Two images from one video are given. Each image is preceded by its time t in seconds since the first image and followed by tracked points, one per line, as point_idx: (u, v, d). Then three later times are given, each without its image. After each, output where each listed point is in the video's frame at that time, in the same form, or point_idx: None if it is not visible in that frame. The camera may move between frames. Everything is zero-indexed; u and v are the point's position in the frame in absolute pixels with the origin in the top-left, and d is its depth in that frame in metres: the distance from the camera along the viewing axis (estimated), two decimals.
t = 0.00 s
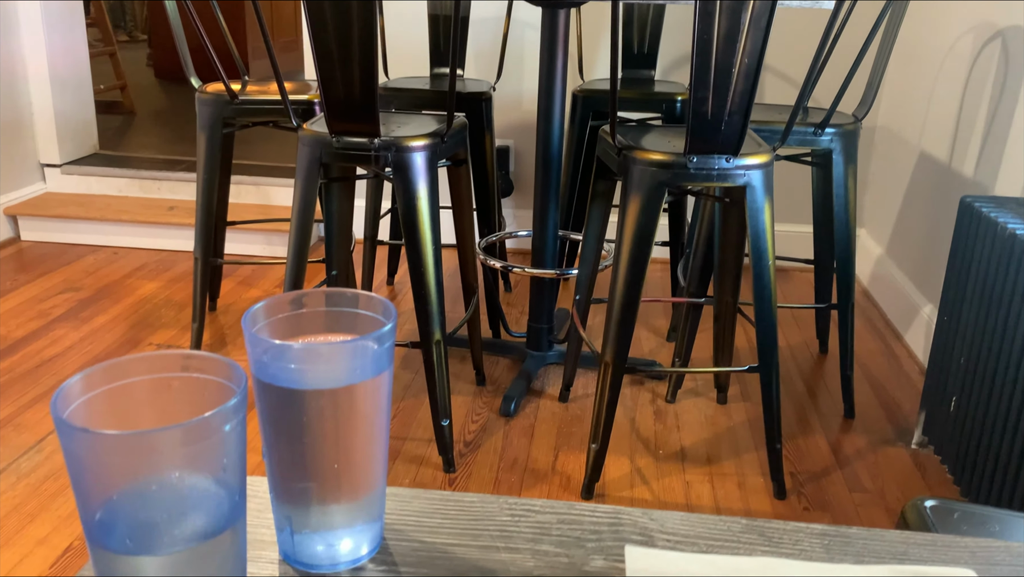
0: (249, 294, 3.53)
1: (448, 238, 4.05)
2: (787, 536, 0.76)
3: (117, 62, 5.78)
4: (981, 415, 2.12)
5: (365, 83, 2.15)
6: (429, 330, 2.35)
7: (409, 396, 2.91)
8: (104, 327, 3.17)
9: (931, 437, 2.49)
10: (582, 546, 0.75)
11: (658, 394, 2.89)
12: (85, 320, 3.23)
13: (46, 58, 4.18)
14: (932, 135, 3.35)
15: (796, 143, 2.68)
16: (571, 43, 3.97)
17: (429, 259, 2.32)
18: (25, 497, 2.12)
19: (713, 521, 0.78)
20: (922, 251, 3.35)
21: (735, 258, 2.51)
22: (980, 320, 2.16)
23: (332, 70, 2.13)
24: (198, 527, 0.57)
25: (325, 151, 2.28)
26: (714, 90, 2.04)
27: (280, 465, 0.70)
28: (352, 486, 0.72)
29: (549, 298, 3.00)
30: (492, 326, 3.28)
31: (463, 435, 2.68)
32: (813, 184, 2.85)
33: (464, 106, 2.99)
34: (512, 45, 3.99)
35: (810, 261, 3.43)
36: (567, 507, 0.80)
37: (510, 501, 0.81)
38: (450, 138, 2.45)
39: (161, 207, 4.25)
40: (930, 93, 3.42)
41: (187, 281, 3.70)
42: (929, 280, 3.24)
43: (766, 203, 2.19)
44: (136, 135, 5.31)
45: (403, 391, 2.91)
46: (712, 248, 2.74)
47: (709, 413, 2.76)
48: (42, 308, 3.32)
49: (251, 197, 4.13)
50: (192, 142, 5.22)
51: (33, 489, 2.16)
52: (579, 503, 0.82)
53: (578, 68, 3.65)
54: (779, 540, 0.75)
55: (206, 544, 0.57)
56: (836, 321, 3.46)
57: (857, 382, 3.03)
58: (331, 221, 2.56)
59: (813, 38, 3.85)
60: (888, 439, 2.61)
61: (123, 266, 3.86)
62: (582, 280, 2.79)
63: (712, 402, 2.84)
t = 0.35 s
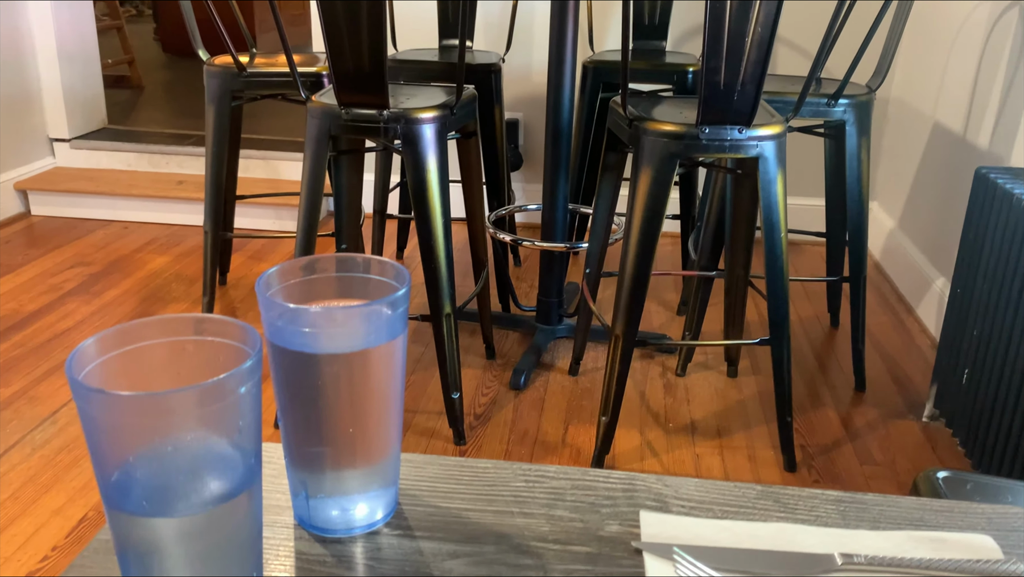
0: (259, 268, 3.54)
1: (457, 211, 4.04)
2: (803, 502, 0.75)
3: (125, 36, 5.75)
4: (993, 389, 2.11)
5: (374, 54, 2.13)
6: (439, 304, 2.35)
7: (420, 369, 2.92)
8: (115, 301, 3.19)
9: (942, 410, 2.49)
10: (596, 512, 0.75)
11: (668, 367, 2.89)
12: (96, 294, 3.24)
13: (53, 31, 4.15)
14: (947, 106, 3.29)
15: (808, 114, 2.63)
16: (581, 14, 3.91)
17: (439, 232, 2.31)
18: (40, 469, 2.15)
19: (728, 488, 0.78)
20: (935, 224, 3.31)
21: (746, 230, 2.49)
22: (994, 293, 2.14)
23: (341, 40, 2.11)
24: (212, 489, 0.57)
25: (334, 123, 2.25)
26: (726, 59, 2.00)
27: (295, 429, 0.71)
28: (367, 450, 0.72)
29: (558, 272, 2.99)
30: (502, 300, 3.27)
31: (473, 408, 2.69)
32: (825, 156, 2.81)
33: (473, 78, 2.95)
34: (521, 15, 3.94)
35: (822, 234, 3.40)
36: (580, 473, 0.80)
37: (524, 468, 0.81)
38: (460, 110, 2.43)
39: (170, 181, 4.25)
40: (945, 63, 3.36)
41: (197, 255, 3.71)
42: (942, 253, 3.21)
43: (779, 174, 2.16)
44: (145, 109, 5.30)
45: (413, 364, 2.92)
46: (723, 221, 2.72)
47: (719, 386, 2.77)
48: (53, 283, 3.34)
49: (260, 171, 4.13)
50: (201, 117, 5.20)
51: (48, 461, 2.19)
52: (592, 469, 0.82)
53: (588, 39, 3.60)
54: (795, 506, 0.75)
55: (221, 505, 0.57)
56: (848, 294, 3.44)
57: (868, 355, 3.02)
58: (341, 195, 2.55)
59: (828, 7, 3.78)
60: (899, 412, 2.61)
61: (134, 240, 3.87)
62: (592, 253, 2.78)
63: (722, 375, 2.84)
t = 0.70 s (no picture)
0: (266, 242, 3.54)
1: (464, 185, 4.02)
2: (815, 468, 0.75)
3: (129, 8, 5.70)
4: (1003, 362, 2.09)
5: (380, 24, 2.10)
6: (447, 277, 2.35)
7: (428, 343, 2.92)
8: (124, 275, 3.19)
9: (951, 383, 2.48)
10: (607, 476, 0.75)
11: (676, 341, 2.88)
12: (104, 268, 3.25)
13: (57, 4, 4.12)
14: (960, 76, 3.23)
15: (819, 85, 2.59)
16: None
17: (446, 205, 2.30)
18: (51, 441, 2.17)
19: (739, 453, 0.78)
20: (946, 196, 3.27)
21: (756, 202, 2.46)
22: (1005, 266, 2.11)
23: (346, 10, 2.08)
24: (222, 449, 0.57)
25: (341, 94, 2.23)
26: (737, 28, 1.96)
27: (305, 393, 0.70)
28: (377, 413, 0.72)
29: (566, 245, 2.97)
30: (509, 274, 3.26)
31: (481, 381, 2.70)
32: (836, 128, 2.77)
33: (481, 49, 2.91)
34: None
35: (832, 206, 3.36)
36: (591, 439, 0.80)
37: (534, 433, 0.81)
38: (467, 81, 2.40)
39: (177, 155, 4.24)
40: (959, 32, 3.29)
41: (205, 229, 3.71)
42: (952, 226, 3.18)
43: (790, 145, 2.13)
44: (151, 83, 5.27)
45: (421, 337, 2.93)
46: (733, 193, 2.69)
47: (727, 359, 2.76)
48: (62, 256, 3.34)
49: (266, 144, 4.11)
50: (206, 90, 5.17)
51: (58, 433, 2.21)
52: (603, 435, 0.82)
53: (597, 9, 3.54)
54: (807, 471, 0.75)
55: (230, 465, 0.57)
56: (858, 267, 3.42)
57: (877, 328, 3.01)
58: (348, 167, 2.53)
59: None
60: (908, 385, 2.60)
61: (141, 214, 3.88)
62: (600, 226, 2.76)
63: (731, 348, 2.83)
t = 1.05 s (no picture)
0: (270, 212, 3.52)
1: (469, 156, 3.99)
2: (824, 432, 0.75)
3: None
4: (1011, 334, 2.08)
5: None
6: (452, 247, 2.33)
7: (433, 314, 2.92)
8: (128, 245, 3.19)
9: (958, 354, 2.47)
10: (615, 440, 0.74)
11: (682, 312, 2.88)
12: (109, 238, 3.24)
13: None
14: (972, 45, 3.17)
15: (829, 53, 2.54)
16: None
17: (451, 175, 2.27)
18: (57, 410, 2.18)
19: (748, 417, 0.77)
20: (956, 167, 3.23)
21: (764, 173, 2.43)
22: (1015, 237, 2.09)
23: None
24: (227, 408, 0.57)
25: (344, 62, 2.20)
26: None
27: (310, 355, 0.70)
28: (383, 375, 0.71)
29: (572, 216, 2.95)
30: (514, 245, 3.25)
31: (486, 351, 2.70)
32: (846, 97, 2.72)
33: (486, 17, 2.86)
34: None
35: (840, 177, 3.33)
36: (598, 403, 0.80)
37: (541, 397, 0.81)
38: (473, 48, 2.36)
39: (180, 125, 4.21)
40: None
41: (208, 200, 3.69)
42: (962, 196, 3.14)
43: (799, 114, 2.10)
44: (153, 53, 5.23)
45: (426, 308, 2.92)
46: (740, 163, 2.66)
47: (732, 330, 2.75)
48: (66, 227, 3.34)
49: (270, 114, 4.08)
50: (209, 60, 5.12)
51: (64, 402, 2.22)
52: (610, 399, 0.82)
53: None
54: (816, 436, 0.74)
55: (235, 425, 0.57)
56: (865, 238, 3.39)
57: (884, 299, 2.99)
58: (351, 138, 2.52)
59: None
60: (914, 356, 2.59)
61: (145, 185, 3.86)
62: (606, 197, 2.73)
63: (736, 319, 2.82)
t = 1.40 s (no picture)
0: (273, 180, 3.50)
1: (474, 124, 3.94)
2: (836, 394, 0.74)
3: None
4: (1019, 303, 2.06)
5: None
6: (456, 215, 2.31)
7: (437, 282, 2.91)
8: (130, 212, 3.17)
9: (965, 324, 2.46)
10: (623, 401, 0.73)
11: (687, 282, 2.86)
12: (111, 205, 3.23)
13: None
14: (985, 11, 3.10)
15: (840, 19, 2.48)
16: None
17: (455, 142, 2.24)
18: (61, 376, 2.18)
19: (758, 379, 0.76)
20: (966, 136, 3.18)
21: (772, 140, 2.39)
22: None
23: None
24: (233, 365, 0.56)
25: (348, 25, 2.16)
26: None
27: (316, 313, 0.69)
28: (389, 334, 0.70)
29: (577, 184, 2.92)
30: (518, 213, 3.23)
31: (490, 320, 2.69)
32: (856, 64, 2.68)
33: None
34: None
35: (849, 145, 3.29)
36: (606, 364, 0.79)
37: (548, 359, 0.80)
38: (478, 12, 2.31)
39: (181, 92, 4.17)
40: None
41: (210, 168, 3.67)
42: (970, 166, 3.10)
43: (808, 80, 2.05)
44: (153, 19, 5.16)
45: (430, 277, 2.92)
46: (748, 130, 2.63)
47: (738, 299, 2.74)
48: (68, 194, 3.32)
49: (272, 81, 4.04)
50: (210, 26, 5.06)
51: (68, 369, 2.22)
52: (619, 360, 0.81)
53: None
54: (828, 398, 0.73)
55: (241, 381, 0.56)
56: (873, 208, 3.36)
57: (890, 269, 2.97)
58: (355, 105, 2.49)
59: None
60: (920, 326, 2.58)
61: (147, 152, 3.83)
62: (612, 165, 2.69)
63: (742, 289, 2.81)
